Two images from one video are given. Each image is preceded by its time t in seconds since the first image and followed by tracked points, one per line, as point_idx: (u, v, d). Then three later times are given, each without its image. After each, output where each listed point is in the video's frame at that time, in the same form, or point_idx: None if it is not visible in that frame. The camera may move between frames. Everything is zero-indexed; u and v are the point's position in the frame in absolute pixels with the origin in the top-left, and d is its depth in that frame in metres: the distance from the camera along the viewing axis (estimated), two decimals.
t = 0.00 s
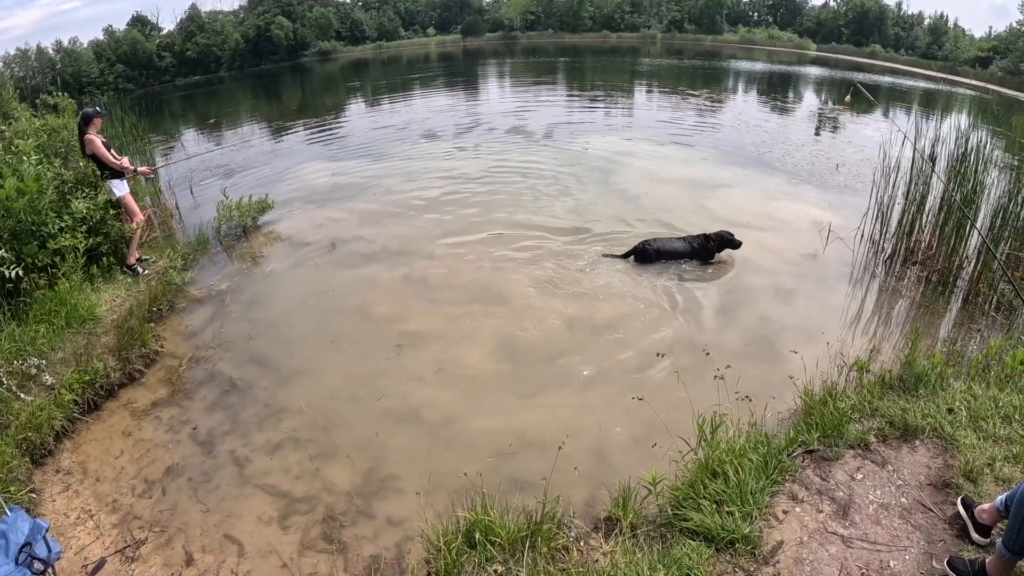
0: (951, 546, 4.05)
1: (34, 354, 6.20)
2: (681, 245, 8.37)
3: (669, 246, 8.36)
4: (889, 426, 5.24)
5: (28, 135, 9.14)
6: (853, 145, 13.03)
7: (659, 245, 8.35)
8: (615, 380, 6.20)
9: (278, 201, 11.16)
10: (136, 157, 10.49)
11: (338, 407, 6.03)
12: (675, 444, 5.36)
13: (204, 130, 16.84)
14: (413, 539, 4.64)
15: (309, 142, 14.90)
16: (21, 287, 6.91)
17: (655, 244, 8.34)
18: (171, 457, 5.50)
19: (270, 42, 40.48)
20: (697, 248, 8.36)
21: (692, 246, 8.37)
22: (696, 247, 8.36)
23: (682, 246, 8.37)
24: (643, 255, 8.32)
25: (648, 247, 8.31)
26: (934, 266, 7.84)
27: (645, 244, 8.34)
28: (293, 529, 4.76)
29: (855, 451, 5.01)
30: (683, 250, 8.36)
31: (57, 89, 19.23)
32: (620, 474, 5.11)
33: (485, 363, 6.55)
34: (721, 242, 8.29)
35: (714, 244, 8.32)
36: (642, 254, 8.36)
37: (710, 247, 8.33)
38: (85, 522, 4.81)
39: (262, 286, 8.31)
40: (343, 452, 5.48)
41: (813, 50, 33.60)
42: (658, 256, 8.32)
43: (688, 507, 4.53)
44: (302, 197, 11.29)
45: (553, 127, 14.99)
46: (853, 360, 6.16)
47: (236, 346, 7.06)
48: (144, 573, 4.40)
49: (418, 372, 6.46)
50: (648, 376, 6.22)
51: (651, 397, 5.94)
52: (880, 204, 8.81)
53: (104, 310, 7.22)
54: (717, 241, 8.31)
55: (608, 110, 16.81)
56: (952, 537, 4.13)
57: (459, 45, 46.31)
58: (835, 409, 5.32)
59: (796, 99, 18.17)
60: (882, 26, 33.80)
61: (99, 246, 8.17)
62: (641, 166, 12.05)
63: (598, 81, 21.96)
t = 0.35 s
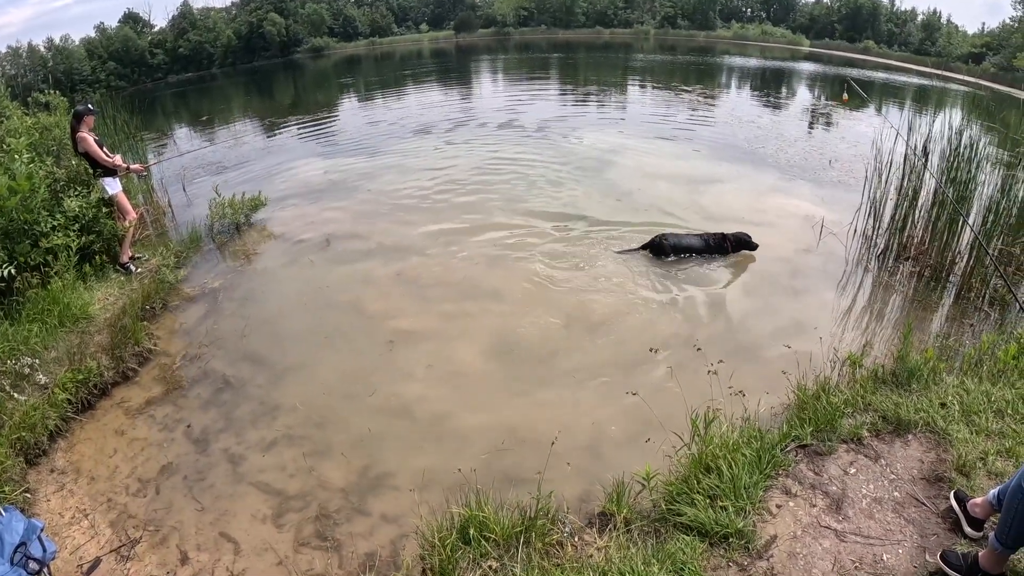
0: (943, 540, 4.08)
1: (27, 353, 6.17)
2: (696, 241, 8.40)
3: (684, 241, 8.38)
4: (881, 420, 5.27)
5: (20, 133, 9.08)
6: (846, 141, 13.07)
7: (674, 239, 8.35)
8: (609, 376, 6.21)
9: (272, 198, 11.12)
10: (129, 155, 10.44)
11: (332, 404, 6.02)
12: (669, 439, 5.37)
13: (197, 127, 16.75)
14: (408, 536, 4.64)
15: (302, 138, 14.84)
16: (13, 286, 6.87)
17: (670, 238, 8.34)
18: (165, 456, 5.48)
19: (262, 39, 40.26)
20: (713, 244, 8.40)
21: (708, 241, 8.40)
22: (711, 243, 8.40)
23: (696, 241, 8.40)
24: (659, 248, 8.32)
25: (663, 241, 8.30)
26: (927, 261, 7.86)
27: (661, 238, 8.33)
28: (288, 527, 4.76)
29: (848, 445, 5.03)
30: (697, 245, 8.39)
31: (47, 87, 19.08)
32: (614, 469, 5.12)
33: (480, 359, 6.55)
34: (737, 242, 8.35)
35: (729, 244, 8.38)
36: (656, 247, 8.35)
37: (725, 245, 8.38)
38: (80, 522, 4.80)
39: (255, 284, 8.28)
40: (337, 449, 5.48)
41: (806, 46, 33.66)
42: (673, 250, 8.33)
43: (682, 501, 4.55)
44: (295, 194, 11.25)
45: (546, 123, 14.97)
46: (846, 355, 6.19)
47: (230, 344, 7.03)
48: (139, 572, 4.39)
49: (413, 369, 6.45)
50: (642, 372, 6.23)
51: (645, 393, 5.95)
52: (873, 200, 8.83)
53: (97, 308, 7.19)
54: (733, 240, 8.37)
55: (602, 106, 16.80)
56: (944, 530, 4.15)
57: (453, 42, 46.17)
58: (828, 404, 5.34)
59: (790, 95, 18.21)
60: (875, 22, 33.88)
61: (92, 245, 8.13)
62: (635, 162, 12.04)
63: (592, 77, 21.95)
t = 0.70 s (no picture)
0: (934, 531, 4.11)
1: (19, 351, 6.14)
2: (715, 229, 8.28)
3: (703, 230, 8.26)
4: (873, 412, 5.29)
5: (10, 130, 9.02)
6: (838, 133, 13.09)
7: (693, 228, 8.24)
8: (601, 369, 6.22)
9: (264, 193, 11.07)
10: (120, 152, 10.38)
11: (325, 398, 6.02)
12: (662, 432, 5.39)
13: (188, 122, 16.65)
14: (402, 530, 4.65)
15: (294, 133, 14.76)
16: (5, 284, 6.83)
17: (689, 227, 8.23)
18: (159, 452, 5.47)
19: (254, 34, 40.02)
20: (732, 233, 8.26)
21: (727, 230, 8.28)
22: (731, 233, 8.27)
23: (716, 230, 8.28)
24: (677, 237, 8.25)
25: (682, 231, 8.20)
26: (919, 254, 7.89)
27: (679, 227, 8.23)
28: (281, 522, 4.76)
29: (840, 437, 5.06)
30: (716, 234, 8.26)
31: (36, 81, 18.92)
32: (607, 462, 5.13)
33: (473, 353, 6.55)
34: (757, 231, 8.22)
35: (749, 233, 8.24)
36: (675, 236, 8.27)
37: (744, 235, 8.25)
38: (75, 519, 4.79)
39: (248, 279, 8.25)
40: (331, 444, 5.47)
41: (798, 39, 33.66)
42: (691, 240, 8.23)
43: (674, 494, 4.57)
44: (287, 189, 11.20)
45: (539, 116, 14.94)
46: (838, 348, 6.21)
47: (222, 340, 7.02)
48: (134, 569, 4.39)
49: (406, 363, 6.45)
50: (635, 365, 6.24)
51: (637, 385, 5.97)
52: (865, 193, 8.85)
53: (90, 305, 7.16)
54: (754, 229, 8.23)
55: (594, 99, 16.78)
56: (936, 521, 4.18)
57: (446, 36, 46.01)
58: (820, 396, 5.37)
59: (782, 87, 18.22)
60: (868, 15, 33.88)
61: (84, 241, 8.08)
62: (628, 155, 12.03)
63: (585, 70, 21.90)
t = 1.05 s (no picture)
0: (898, 506, 4.21)
1: None
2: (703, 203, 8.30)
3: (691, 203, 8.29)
4: (833, 392, 5.40)
5: None
6: (792, 121, 13.35)
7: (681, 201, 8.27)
8: (564, 358, 6.25)
9: (221, 193, 10.81)
10: (71, 155, 10.04)
11: (287, 399, 5.93)
12: (625, 420, 5.43)
13: (139, 123, 16.15)
14: (370, 528, 4.61)
15: (249, 131, 14.44)
16: None
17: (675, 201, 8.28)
18: (119, 462, 5.31)
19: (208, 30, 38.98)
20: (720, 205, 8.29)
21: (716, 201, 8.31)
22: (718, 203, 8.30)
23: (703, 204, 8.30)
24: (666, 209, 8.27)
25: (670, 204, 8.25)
26: (874, 237, 8.06)
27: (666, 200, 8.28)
28: (247, 527, 4.67)
29: (802, 418, 5.15)
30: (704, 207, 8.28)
31: None
32: (572, 452, 5.16)
33: (437, 348, 6.52)
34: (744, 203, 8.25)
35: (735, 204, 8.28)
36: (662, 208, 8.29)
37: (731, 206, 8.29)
38: (37, 535, 4.60)
39: (205, 282, 8.08)
40: (295, 445, 5.40)
41: (752, 29, 34.22)
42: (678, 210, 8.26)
43: (640, 481, 4.60)
44: (244, 189, 10.96)
45: (498, 108, 14.90)
46: (797, 330, 6.32)
47: (178, 343, 6.86)
48: None
49: (370, 360, 6.40)
50: (596, 353, 6.29)
51: (599, 374, 6.01)
52: (821, 178, 9.00)
53: (43, 314, 6.88)
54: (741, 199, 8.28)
55: (552, 90, 16.80)
56: (900, 497, 4.28)
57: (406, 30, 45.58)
58: (780, 379, 5.47)
59: (737, 77, 18.51)
60: (820, 4, 34.56)
61: (36, 247, 7.76)
62: (587, 146, 12.09)
63: (544, 62, 21.92)
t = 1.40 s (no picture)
0: (898, 508, 4.22)
1: None
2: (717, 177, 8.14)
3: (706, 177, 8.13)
4: (833, 393, 5.41)
5: None
6: (792, 122, 13.36)
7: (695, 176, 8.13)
8: (563, 359, 6.25)
9: (220, 193, 10.82)
10: (71, 155, 10.04)
11: (287, 399, 5.94)
12: (624, 420, 5.44)
13: (139, 123, 16.15)
14: (369, 529, 4.61)
15: (248, 131, 14.45)
16: None
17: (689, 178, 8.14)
18: (119, 462, 5.31)
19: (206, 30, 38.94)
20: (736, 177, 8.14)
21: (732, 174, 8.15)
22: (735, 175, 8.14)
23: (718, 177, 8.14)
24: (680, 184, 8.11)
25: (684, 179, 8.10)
26: (873, 238, 8.07)
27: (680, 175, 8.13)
28: (247, 528, 4.67)
29: (801, 419, 5.15)
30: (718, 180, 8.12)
31: None
32: (572, 453, 5.16)
33: (437, 348, 6.53)
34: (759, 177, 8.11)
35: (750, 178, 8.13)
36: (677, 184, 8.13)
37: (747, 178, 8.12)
38: (36, 536, 4.60)
39: (205, 282, 8.08)
40: (295, 446, 5.40)
41: (751, 29, 34.24)
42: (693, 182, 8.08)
43: (639, 482, 4.60)
44: (244, 189, 10.96)
45: (497, 109, 14.90)
46: (797, 332, 6.33)
47: (179, 344, 6.87)
48: None
49: (370, 360, 6.40)
50: (596, 354, 6.30)
51: (599, 375, 6.01)
52: (820, 179, 9.01)
53: (42, 314, 6.88)
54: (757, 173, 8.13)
55: (552, 91, 16.81)
56: (899, 499, 4.29)
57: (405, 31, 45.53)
58: (780, 379, 5.47)
59: (737, 77, 18.51)
60: (820, 4, 34.51)
61: (35, 248, 7.76)
62: (587, 146, 12.09)
63: (543, 63, 21.91)
